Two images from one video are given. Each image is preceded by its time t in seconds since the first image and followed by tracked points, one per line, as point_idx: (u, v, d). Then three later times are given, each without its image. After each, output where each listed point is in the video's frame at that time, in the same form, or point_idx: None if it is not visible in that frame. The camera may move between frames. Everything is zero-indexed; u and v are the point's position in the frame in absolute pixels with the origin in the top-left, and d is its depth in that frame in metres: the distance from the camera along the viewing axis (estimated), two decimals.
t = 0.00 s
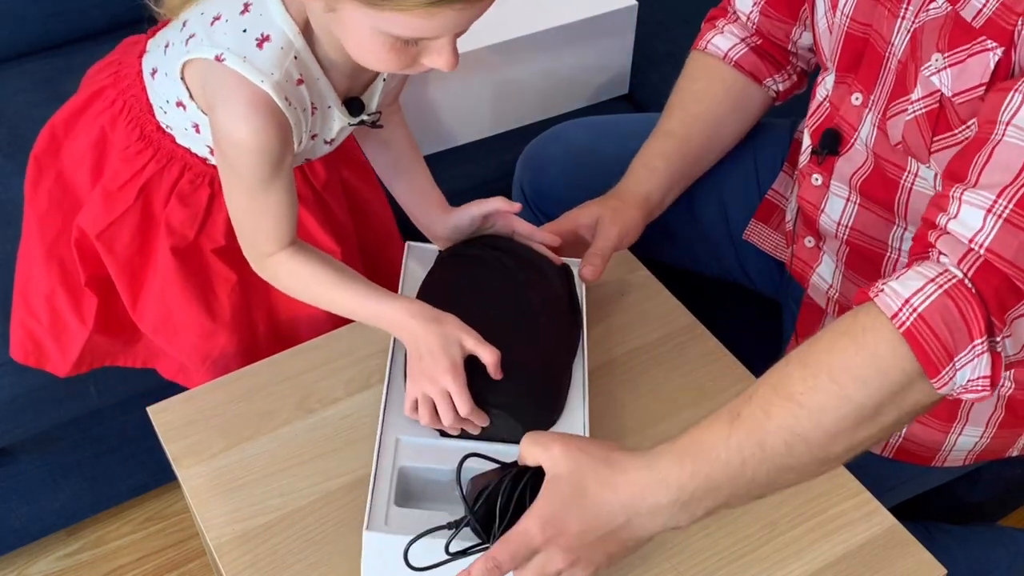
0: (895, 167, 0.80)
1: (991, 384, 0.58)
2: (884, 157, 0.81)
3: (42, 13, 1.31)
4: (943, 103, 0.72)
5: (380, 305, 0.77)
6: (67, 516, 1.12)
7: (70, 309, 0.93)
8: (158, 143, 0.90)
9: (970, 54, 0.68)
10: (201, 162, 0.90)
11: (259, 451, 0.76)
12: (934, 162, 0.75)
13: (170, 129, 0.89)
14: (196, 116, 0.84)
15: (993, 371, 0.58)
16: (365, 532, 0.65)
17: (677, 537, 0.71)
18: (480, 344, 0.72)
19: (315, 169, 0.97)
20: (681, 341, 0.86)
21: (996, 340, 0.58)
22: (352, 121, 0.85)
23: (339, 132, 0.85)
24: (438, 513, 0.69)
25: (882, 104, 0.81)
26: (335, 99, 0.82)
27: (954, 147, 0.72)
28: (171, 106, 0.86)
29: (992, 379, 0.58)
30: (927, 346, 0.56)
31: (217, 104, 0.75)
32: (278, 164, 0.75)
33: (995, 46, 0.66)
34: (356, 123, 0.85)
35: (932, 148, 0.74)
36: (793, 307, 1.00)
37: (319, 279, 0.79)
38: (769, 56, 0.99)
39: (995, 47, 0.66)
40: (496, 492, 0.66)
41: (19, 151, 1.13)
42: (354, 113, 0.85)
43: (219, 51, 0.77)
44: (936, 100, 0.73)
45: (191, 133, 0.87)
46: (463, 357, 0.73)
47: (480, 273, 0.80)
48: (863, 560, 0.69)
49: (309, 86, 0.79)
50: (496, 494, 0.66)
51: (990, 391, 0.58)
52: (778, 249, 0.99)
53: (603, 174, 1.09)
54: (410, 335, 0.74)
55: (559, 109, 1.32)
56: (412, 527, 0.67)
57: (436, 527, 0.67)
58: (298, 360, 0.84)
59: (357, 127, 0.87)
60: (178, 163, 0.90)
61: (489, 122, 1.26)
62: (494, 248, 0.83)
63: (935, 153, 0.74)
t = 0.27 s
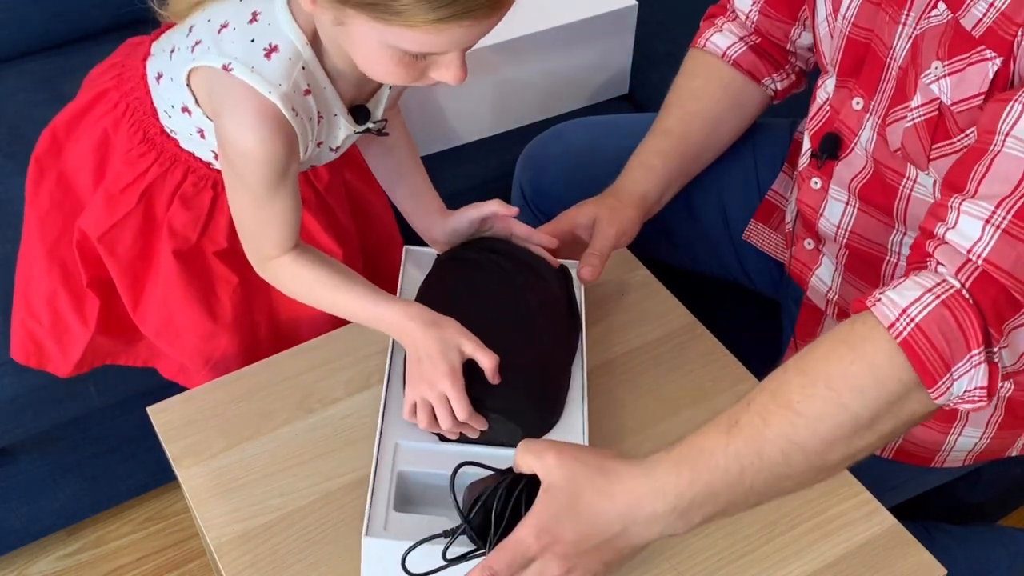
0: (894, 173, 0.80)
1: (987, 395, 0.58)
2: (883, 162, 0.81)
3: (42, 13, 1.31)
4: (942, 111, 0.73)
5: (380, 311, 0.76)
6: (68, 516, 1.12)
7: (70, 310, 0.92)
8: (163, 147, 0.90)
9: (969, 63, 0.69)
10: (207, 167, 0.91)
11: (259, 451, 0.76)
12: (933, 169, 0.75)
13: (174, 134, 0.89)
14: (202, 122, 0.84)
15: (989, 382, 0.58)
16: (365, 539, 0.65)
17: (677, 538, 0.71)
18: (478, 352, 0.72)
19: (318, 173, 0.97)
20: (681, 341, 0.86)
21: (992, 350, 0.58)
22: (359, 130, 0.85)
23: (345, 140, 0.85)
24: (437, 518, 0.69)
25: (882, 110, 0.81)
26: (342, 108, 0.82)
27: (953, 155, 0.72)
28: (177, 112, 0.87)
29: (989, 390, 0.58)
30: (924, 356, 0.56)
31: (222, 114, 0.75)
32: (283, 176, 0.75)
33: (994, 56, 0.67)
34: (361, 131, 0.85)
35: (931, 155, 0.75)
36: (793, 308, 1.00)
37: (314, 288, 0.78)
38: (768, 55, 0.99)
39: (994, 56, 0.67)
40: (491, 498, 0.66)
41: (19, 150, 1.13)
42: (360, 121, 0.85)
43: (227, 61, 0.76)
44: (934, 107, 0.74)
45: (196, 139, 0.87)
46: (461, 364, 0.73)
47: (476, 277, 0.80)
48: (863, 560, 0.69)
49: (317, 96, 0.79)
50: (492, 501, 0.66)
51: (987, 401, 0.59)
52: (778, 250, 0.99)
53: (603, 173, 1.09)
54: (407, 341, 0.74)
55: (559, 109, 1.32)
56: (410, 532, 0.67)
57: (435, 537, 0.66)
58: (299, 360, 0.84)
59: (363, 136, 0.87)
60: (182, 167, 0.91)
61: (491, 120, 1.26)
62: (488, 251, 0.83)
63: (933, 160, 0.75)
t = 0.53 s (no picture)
0: (894, 175, 0.80)
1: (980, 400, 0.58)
2: (883, 164, 0.81)
3: (42, 12, 1.31)
4: (942, 114, 0.73)
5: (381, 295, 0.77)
6: (68, 515, 1.12)
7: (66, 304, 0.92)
8: (154, 139, 0.90)
9: (971, 67, 0.68)
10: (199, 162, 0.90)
11: (259, 450, 0.76)
12: (933, 171, 0.75)
13: (163, 122, 0.88)
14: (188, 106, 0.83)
15: (982, 388, 0.58)
16: (371, 551, 0.65)
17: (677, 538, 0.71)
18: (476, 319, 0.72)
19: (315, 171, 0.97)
20: (682, 341, 0.86)
21: (985, 356, 0.58)
22: (344, 121, 0.85)
23: (329, 133, 0.85)
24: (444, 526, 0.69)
25: (883, 111, 0.81)
26: (327, 98, 0.81)
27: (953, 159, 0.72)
28: (166, 99, 0.86)
29: (981, 395, 0.58)
30: (915, 361, 0.56)
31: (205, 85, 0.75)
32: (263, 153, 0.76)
33: (995, 61, 0.66)
34: (347, 123, 0.85)
35: (931, 158, 0.75)
36: (793, 308, 1.00)
37: (317, 273, 0.78)
38: (774, 51, 0.99)
39: (995, 61, 0.66)
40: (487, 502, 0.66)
41: (19, 150, 1.13)
42: (346, 113, 0.85)
43: (210, 39, 0.76)
44: (934, 110, 0.73)
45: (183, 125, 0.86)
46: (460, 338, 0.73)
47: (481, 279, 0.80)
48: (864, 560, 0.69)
49: (301, 81, 0.78)
50: (488, 504, 0.66)
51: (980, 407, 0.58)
52: (778, 249, 0.99)
53: (603, 173, 1.09)
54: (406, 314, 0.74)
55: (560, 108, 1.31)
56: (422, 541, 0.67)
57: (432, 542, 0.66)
58: (299, 360, 0.84)
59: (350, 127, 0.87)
60: (174, 160, 0.90)
61: (493, 119, 1.26)
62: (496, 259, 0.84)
63: (934, 163, 0.75)
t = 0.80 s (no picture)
0: (900, 177, 0.80)
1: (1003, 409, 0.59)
2: (889, 167, 0.81)
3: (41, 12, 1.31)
4: (950, 118, 0.73)
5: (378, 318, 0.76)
6: (67, 516, 1.12)
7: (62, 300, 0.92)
8: (140, 131, 0.90)
9: (978, 72, 0.68)
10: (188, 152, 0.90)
11: (259, 451, 0.76)
12: (940, 174, 0.76)
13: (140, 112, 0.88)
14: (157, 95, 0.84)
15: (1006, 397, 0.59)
16: (370, 550, 0.64)
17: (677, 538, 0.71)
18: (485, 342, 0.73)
19: (310, 162, 0.97)
20: (682, 342, 0.86)
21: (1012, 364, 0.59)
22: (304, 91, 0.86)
23: (293, 105, 0.86)
24: (444, 526, 0.68)
25: (888, 114, 0.80)
26: (280, 67, 0.82)
27: (961, 164, 0.73)
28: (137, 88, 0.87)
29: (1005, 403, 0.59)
30: (945, 375, 0.57)
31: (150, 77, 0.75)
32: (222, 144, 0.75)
33: (1004, 66, 0.66)
34: (310, 93, 0.87)
35: (937, 162, 0.75)
36: (793, 311, 1.00)
37: (312, 299, 0.77)
38: (771, 48, 0.99)
39: (1004, 66, 0.66)
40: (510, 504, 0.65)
41: (19, 150, 1.13)
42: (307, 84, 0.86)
43: (149, 16, 0.76)
44: (942, 114, 0.74)
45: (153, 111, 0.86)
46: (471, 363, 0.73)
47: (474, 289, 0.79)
48: (863, 560, 0.69)
49: (246, 50, 0.79)
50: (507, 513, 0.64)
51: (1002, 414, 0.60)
52: (778, 251, 0.99)
53: (600, 174, 1.09)
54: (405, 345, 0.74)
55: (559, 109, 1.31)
56: (422, 541, 0.66)
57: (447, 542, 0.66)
58: (299, 360, 0.84)
59: (310, 98, 0.88)
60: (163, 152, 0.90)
61: (491, 120, 1.26)
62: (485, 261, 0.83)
63: (940, 168, 0.75)
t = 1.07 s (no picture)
0: (897, 180, 0.81)
1: None
2: (885, 171, 0.81)
3: (40, 13, 1.31)
4: (958, 129, 0.76)
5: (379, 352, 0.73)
6: (67, 516, 1.12)
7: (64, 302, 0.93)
8: (137, 127, 0.91)
9: (994, 87, 0.73)
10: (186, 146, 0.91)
11: (259, 450, 0.77)
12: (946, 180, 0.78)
13: (138, 105, 0.90)
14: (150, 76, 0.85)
15: None
16: (370, 550, 0.64)
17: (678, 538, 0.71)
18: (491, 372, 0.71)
19: (308, 150, 0.97)
20: (682, 342, 0.86)
21: None
22: (298, 51, 0.85)
23: (284, 64, 0.85)
24: (444, 525, 0.68)
25: (885, 120, 0.81)
26: (269, 23, 0.81)
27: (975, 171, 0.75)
28: (131, 73, 0.88)
29: None
30: None
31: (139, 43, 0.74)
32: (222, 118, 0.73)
33: (1019, 82, 0.71)
34: (302, 52, 0.85)
35: (944, 169, 0.77)
36: (791, 311, 0.99)
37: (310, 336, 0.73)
38: (768, 50, 0.99)
39: (1020, 81, 0.71)
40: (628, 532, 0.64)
41: (18, 151, 1.14)
42: (299, 41, 0.85)
43: None
44: (950, 126, 0.76)
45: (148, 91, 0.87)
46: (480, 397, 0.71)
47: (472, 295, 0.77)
48: (864, 560, 0.70)
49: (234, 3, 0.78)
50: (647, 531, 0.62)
51: None
52: (778, 252, 1.00)
53: (600, 175, 1.09)
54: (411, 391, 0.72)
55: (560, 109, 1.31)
56: (422, 539, 0.66)
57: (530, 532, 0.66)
58: (299, 360, 0.84)
59: (301, 60, 0.86)
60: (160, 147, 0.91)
61: (490, 121, 1.26)
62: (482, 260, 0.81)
63: (947, 175, 0.77)
